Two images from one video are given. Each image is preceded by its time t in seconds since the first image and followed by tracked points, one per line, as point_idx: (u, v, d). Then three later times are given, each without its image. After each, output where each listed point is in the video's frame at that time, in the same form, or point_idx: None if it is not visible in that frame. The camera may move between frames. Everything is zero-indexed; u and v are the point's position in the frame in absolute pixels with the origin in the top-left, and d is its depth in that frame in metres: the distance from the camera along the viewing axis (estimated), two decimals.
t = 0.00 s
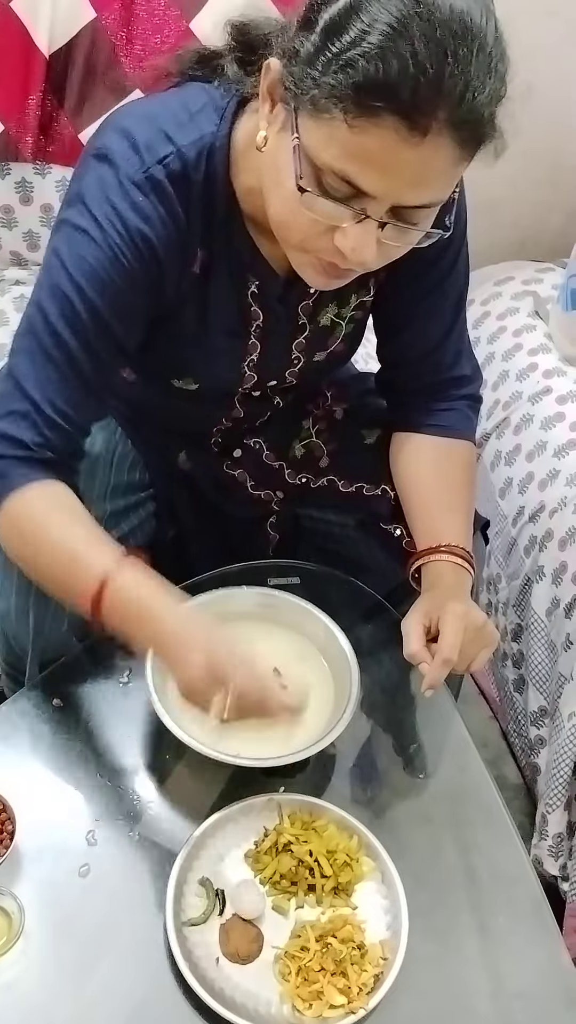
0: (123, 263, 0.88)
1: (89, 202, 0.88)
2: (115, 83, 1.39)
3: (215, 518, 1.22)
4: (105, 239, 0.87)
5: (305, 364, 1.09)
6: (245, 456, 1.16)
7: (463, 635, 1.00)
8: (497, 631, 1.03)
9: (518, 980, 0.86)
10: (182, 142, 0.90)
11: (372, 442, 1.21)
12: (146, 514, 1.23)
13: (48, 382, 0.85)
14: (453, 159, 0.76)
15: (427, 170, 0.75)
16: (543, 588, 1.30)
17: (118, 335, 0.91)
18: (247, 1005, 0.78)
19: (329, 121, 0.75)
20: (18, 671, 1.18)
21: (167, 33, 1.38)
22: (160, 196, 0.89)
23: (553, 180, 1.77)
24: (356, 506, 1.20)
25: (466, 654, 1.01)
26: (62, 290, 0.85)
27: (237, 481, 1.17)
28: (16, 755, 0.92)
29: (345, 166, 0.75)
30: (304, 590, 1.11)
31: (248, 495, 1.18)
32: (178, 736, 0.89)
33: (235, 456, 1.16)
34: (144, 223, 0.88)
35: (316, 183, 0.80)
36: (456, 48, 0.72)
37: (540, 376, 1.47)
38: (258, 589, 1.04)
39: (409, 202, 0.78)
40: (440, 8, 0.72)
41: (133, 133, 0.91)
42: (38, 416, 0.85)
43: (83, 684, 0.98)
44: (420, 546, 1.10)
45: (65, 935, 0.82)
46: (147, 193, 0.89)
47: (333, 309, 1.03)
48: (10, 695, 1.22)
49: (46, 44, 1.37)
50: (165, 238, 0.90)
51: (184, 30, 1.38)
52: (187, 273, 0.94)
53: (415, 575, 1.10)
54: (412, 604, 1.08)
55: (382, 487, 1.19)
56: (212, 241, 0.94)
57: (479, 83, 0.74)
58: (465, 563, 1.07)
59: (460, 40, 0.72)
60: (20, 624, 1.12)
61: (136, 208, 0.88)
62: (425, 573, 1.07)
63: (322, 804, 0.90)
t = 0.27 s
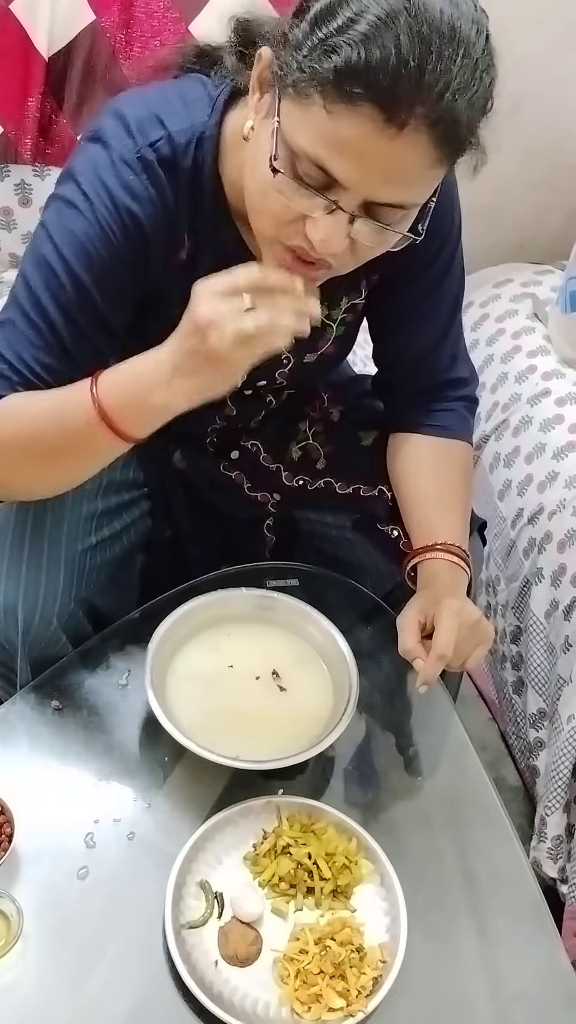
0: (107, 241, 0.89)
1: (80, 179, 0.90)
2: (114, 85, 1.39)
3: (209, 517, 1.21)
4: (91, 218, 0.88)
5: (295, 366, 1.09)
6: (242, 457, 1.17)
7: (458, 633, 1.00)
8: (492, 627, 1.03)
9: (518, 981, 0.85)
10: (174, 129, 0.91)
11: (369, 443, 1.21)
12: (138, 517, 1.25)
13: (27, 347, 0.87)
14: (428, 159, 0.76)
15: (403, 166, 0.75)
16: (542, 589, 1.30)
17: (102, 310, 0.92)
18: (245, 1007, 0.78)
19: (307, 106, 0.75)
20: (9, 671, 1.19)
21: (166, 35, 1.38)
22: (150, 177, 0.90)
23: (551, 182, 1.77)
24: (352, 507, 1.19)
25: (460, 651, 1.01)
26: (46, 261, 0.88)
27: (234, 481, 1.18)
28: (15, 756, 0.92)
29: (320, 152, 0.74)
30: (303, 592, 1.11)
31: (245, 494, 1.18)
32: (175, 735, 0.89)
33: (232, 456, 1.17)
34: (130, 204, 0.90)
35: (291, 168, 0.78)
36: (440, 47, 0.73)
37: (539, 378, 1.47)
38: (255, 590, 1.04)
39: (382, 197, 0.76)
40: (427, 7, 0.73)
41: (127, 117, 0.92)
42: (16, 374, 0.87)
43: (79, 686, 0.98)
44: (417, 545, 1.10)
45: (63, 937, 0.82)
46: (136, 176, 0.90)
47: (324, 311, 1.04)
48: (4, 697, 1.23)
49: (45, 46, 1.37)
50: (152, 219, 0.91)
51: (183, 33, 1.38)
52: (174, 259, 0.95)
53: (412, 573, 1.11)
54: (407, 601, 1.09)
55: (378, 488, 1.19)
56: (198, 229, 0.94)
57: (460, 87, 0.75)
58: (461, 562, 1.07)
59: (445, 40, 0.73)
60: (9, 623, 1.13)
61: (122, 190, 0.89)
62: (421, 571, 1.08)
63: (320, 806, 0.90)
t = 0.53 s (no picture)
0: (105, 236, 0.90)
1: (79, 176, 0.91)
2: (114, 88, 1.39)
3: (207, 519, 1.21)
4: (90, 214, 0.89)
5: (293, 369, 1.09)
6: (242, 462, 1.17)
7: (457, 638, 1.00)
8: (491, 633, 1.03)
9: (517, 985, 0.86)
10: (173, 127, 0.91)
11: (369, 446, 1.21)
12: (138, 518, 1.25)
13: (23, 338, 0.88)
14: (413, 138, 0.75)
15: (386, 143, 0.74)
16: (542, 592, 1.30)
17: (100, 304, 0.93)
18: (245, 1010, 0.78)
19: (291, 80, 0.75)
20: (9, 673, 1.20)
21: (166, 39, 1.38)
22: (149, 174, 0.91)
23: (551, 185, 1.77)
24: (351, 511, 1.19)
25: (460, 656, 1.01)
26: (44, 254, 0.89)
27: (234, 484, 1.17)
28: (16, 760, 0.92)
29: (302, 125, 0.74)
30: (302, 595, 1.11)
31: (244, 499, 1.18)
32: (175, 737, 0.89)
33: (232, 461, 1.17)
34: (129, 200, 0.90)
35: (275, 145, 0.78)
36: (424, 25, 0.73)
37: (538, 381, 1.47)
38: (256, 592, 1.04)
39: (366, 175, 0.76)
40: None
41: (128, 115, 0.93)
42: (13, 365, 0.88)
43: (79, 690, 0.98)
44: (416, 550, 1.10)
45: (62, 940, 0.82)
46: (135, 173, 0.90)
47: (323, 314, 1.04)
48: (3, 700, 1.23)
49: (46, 50, 1.38)
50: (151, 215, 0.91)
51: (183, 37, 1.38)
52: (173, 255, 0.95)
53: (411, 578, 1.11)
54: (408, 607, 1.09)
55: (378, 493, 1.19)
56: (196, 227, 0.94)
57: (445, 64, 0.75)
58: (460, 568, 1.07)
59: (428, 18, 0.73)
60: (7, 626, 1.13)
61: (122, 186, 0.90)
62: (421, 577, 1.08)
63: (320, 809, 0.90)
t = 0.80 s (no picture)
0: (104, 232, 0.90)
1: (79, 174, 0.91)
2: (115, 91, 1.39)
3: (206, 521, 1.21)
4: (91, 212, 0.90)
5: (292, 371, 1.09)
6: (241, 465, 1.17)
7: (454, 641, 1.01)
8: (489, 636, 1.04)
9: (515, 987, 0.86)
10: (173, 126, 0.92)
11: (368, 449, 1.21)
12: (138, 520, 1.25)
13: (21, 333, 0.88)
14: (396, 100, 0.75)
15: (370, 104, 0.74)
16: (541, 595, 1.30)
17: (99, 300, 0.93)
18: (244, 1011, 0.78)
19: (274, 48, 0.76)
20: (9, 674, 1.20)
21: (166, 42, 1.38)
22: (149, 172, 0.91)
23: (550, 187, 1.77)
24: (351, 514, 1.19)
25: (458, 659, 1.02)
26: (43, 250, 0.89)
27: (234, 488, 1.18)
28: (16, 763, 0.92)
29: (284, 88, 0.75)
30: (302, 597, 1.11)
31: (244, 501, 1.18)
32: (175, 739, 0.89)
33: (231, 463, 1.17)
34: (129, 198, 0.91)
35: (261, 110, 0.79)
36: None
37: (538, 384, 1.48)
38: (257, 594, 1.04)
39: (351, 139, 0.76)
40: None
41: (127, 115, 0.93)
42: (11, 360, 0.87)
43: (80, 692, 0.99)
44: (415, 553, 1.10)
45: (62, 941, 0.82)
46: (135, 171, 0.91)
47: (322, 316, 1.05)
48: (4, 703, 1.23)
49: (46, 54, 1.38)
50: (150, 213, 0.92)
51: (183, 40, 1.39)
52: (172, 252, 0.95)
53: (409, 583, 1.11)
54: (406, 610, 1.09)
55: (377, 495, 1.19)
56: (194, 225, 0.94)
57: (428, 26, 0.75)
58: (458, 570, 1.07)
59: None
60: (7, 627, 1.13)
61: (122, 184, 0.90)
62: (419, 580, 1.08)
63: (320, 811, 0.90)
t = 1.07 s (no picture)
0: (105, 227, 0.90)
1: (77, 170, 0.92)
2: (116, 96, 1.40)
3: (206, 523, 1.21)
4: (91, 206, 0.90)
5: (290, 376, 1.09)
6: (241, 467, 1.16)
7: (453, 641, 1.01)
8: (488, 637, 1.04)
9: (514, 988, 0.86)
10: (170, 124, 0.93)
11: (367, 453, 1.22)
12: (138, 522, 1.25)
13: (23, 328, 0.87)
14: (385, 56, 0.76)
15: (361, 59, 0.75)
16: (540, 598, 1.31)
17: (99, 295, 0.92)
18: (244, 1012, 0.79)
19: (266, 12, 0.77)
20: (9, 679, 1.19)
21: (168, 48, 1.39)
22: (147, 170, 0.92)
23: (549, 191, 1.78)
24: (351, 517, 1.20)
25: (457, 656, 1.02)
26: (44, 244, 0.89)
27: (234, 491, 1.17)
28: (16, 766, 0.92)
29: (275, 46, 0.76)
30: (302, 600, 1.12)
31: (244, 504, 1.17)
32: (175, 741, 0.89)
33: (231, 466, 1.16)
34: (129, 193, 0.91)
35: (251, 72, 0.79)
36: None
37: (537, 387, 1.48)
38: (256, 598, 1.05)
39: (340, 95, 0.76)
40: None
41: (125, 114, 0.94)
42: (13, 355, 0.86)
43: (80, 694, 0.99)
44: (414, 555, 1.11)
45: (62, 943, 0.82)
46: (134, 167, 0.92)
47: (321, 321, 1.05)
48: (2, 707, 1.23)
49: (48, 58, 1.38)
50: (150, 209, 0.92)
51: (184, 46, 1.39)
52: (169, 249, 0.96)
53: (409, 583, 1.12)
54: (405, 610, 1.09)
55: (377, 498, 1.20)
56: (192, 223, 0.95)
57: None
58: (457, 571, 1.08)
59: None
60: (8, 629, 1.13)
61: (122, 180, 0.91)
62: (418, 581, 1.08)
63: (320, 813, 0.90)
